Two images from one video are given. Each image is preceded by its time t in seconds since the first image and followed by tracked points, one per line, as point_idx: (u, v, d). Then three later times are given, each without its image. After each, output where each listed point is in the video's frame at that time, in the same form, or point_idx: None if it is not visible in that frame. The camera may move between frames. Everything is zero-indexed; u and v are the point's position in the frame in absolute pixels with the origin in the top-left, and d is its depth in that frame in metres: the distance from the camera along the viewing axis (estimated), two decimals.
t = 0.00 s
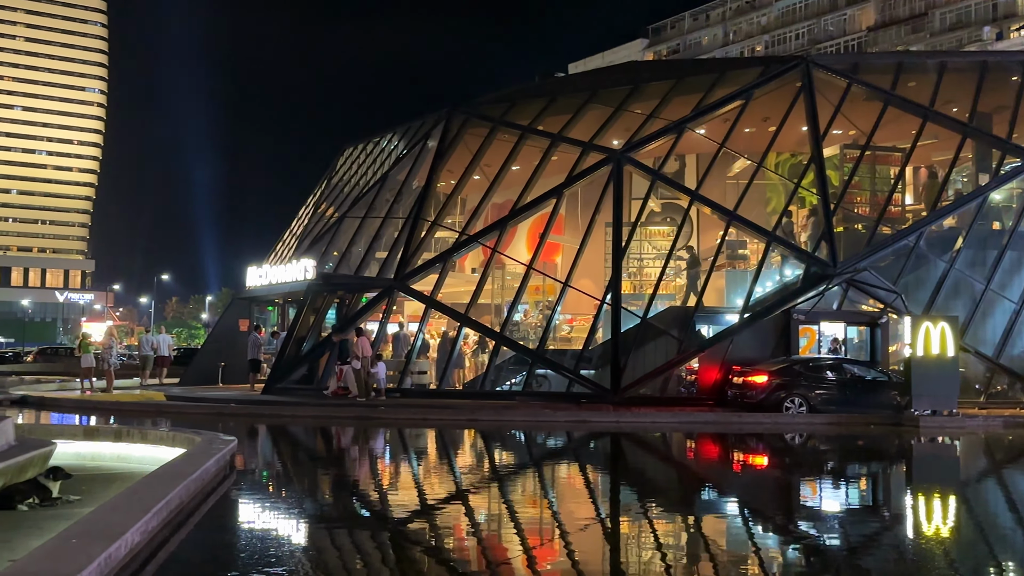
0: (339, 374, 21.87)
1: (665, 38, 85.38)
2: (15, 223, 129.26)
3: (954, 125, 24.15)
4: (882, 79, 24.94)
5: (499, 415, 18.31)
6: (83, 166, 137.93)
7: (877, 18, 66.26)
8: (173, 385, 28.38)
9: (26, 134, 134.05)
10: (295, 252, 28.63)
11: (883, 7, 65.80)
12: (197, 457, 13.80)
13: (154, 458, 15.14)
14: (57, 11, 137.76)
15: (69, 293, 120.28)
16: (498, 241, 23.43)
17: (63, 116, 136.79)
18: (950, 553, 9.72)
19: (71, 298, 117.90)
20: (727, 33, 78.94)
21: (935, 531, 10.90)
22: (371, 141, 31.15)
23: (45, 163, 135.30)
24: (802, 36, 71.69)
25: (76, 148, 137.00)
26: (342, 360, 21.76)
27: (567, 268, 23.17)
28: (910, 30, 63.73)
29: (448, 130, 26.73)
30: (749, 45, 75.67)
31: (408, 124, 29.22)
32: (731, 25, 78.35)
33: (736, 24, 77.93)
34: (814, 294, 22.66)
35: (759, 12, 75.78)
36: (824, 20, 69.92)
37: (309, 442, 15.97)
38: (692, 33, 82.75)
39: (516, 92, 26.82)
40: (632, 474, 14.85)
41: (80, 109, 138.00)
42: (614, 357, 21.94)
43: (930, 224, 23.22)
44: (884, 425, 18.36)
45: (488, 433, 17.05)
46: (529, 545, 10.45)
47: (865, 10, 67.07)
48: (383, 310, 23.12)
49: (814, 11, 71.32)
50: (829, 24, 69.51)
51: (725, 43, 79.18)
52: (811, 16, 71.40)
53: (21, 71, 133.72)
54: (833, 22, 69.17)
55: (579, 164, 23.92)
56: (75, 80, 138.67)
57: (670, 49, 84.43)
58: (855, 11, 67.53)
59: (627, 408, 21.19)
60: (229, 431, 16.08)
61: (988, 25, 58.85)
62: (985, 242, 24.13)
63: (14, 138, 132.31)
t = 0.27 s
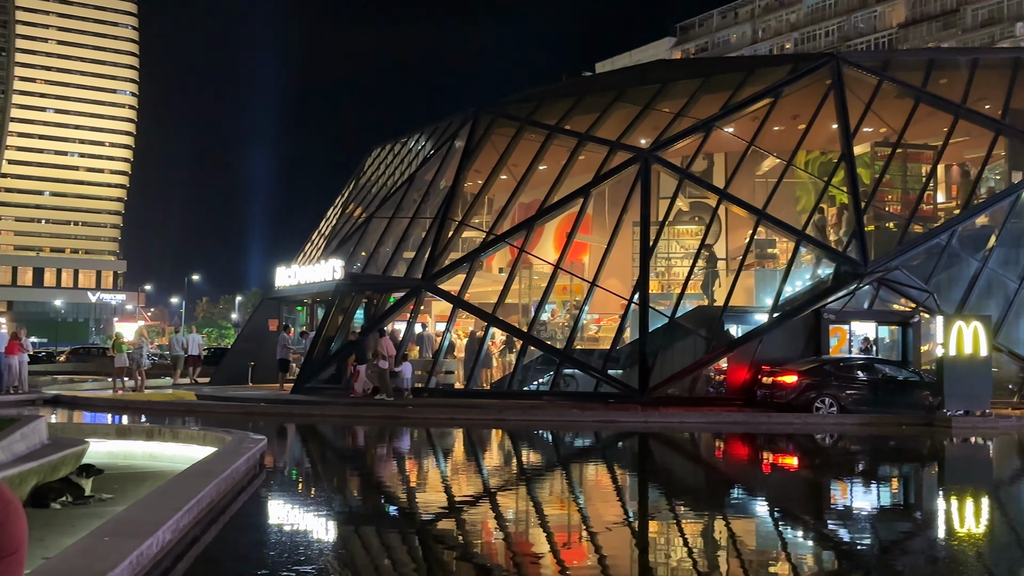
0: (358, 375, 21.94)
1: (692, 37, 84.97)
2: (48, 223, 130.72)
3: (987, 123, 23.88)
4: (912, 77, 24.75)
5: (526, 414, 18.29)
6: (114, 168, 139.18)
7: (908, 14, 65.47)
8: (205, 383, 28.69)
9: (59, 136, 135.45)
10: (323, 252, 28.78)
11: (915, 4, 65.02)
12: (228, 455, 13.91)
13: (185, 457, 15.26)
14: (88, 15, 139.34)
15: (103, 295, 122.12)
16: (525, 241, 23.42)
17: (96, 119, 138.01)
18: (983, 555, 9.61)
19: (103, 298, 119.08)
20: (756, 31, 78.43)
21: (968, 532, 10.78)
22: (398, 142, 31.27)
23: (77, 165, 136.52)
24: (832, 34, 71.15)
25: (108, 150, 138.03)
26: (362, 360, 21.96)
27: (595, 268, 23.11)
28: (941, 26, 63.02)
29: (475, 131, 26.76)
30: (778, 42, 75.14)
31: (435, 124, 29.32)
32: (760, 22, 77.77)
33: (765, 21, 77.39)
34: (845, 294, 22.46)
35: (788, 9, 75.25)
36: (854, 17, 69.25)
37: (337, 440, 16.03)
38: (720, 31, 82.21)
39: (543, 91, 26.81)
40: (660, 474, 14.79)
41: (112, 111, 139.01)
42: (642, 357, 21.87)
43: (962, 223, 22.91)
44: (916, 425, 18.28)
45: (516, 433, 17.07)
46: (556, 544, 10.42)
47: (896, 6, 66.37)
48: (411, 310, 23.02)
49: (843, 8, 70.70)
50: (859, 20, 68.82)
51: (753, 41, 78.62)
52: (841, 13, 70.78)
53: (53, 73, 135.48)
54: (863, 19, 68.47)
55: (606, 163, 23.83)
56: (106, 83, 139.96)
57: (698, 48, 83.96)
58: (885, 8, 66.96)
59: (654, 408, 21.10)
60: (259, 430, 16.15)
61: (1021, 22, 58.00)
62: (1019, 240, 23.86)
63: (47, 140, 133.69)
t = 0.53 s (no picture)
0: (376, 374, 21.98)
1: (723, 35, 84.81)
2: (84, 225, 130.14)
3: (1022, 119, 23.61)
4: (946, 74, 24.49)
5: (555, 414, 18.27)
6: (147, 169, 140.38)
7: (941, 10, 64.55)
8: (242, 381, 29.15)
9: (93, 137, 136.46)
10: (353, 252, 28.95)
11: None
12: (259, 454, 13.98)
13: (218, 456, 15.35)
14: (122, 17, 140.91)
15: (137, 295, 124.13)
16: (554, 241, 23.43)
17: (130, 120, 138.99)
18: (1021, 557, 9.47)
19: (138, 298, 120.26)
20: (787, 28, 78.01)
21: (1005, 534, 10.64)
22: (428, 142, 31.38)
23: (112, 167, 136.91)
24: (864, 30, 70.83)
25: (141, 151, 138.38)
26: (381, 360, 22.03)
27: (624, 267, 22.98)
28: (976, 22, 61.92)
29: (504, 130, 26.78)
30: (809, 39, 74.61)
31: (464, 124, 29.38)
32: (791, 19, 77.32)
33: (796, 18, 76.96)
34: (878, 291, 22.25)
35: (819, 5, 74.66)
36: (886, 13, 68.48)
37: (368, 440, 16.10)
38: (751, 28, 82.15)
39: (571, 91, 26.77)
40: (691, 474, 14.72)
41: (144, 113, 140.24)
42: (671, 357, 21.80)
43: (997, 221, 22.60)
44: (951, 426, 18.13)
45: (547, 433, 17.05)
46: (587, 545, 10.37)
47: (929, 2, 65.35)
48: (440, 309, 23.17)
49: (876, 4, 69.92)
50: (892, 17, 68.05)
51: (785, 38, 78.24)
52: (873, 9, 70.02)
53: (86, 75, 137.08)
54: (896, 15, 67.69)
55: (635, 162, 23.69)
56: (140, 85, 141.15)
57: (728, 45, 83.70)
58: (919, 4, 65.93)
59: (683, 408, 21.01)
60: (291, 429, 16.24)
61: None
62: None
63: (82, 142, 134.80)
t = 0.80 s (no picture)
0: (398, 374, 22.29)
1: (756, 32, 84.71)
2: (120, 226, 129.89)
3: None
4: (983, 70, 24.05)
5: (586, 413, 18.25)
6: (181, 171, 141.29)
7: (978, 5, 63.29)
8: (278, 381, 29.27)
9: (128, 140, 137.70)
10: (384, 252, 29.07)
11: None
12: (291, 453, 14.06)
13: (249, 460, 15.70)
14: (157, 21, 142.90)
15: (173, 294, 121.42)
16: (584, 240, 23.28)
17: (166, 123, 140.98)
18: None
19: (172, 299, 120.27)
20: (821, 25, 77.70)
21: None
22: (458, 141, 31.46)
23: (148, 168, 137.01)
24: (899, 26, 69.50)
25: (175, 153, 139.47)
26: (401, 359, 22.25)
27: (655, 266, 22.90)
28: (1013, 17, 59.99)
29: (535, 129, 26.78)
30: (844, 36, 74.14)
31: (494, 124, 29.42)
32: (825, 16, 77.16)
33: (831, 15, 76.70)
34: (914, 292, 22.13)
35: (854, 2, 74.14)
36: (922, 9, 67.58)
37: (401, 439, 16.17)
38: (785, 25, 81.93)
39: (602, 89, 26.69)
40: (723, 474, 14.64)
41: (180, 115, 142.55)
42: (703, 357, 21.70)
43: None
44: (988, 426, 17.93)
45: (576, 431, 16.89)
46: (617, 545, 10.35)
47: None
48: (471, 309, 23.35)
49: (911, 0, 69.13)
50: (927, 12, 67.19)
51: (819, 35, 77.80)
52: (908, 5, 69.23)
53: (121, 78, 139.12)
54: (932, 11, 66.85)
55: (666, 161, 23.63)
56: (174, 88, 142.93)
57: (761, 42, 83.62)
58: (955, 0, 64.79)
59: (715, 408, 20.91)
60: (323, 428, 16.34)
61: None
62: None
63: (117, 145, 135.67)
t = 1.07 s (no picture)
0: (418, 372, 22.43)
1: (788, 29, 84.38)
2: (156, 226, 130.14)
3: None
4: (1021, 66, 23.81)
5: (617, 413, 18.21)
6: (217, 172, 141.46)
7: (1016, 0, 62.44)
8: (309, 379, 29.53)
9: (163, 141, 138.72)
10: (415, 252, 29.21)
11: None
12: (323, 452, 14.13)
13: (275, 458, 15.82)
14: (191, 22, 144.23)
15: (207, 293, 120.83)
16: (615, 240, 23.29)
17: (199, 125, 141.97)
18: None
19: (206, 299, 119.58)
20: (854, 22, 77.27)
21: None
22: (489, 141, 31.51)
23: (183, 169, 137.44)
24: (934, 23, 68.65)
25: (209, 154, 140.29)
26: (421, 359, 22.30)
27: (687, 265, 22.80)
28: None
29: (565, 129, 26.82)
30: (878, 33, 73.58)
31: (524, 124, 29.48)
32: (858, 13, 76.64)
33: (864, 11, 76.11)
34: (948, 291, 22.01)
35: None
36: (957, 4, 66.65)
37: (432, 438, 16.21)
38: (818, 21, 81.65)
39: (634, 88, 26.62)
40: (755, 475, 14.55)
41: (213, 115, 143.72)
42: (734, 356, 21.68)
43: None
44: None
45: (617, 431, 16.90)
46: (648, 545, 10.31)
47: None
48: (501, 308, 23.33)
49: None
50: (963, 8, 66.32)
51: (851, 32, 77.30)
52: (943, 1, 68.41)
53: (156, 81, 140.07)
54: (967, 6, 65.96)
55: (698, 159, 23.56)
56: (207, 89, 144.37)
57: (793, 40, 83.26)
58: None
59: (747, 408, 20.79)
60: (355, 427, 16.42)
61: None
62: None
63: (152, 146, 136.58)
